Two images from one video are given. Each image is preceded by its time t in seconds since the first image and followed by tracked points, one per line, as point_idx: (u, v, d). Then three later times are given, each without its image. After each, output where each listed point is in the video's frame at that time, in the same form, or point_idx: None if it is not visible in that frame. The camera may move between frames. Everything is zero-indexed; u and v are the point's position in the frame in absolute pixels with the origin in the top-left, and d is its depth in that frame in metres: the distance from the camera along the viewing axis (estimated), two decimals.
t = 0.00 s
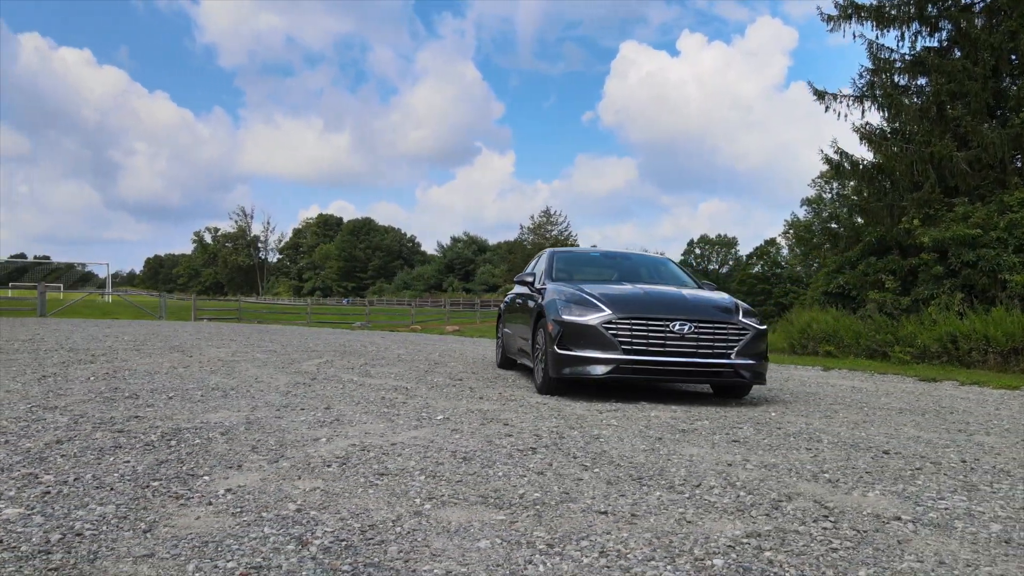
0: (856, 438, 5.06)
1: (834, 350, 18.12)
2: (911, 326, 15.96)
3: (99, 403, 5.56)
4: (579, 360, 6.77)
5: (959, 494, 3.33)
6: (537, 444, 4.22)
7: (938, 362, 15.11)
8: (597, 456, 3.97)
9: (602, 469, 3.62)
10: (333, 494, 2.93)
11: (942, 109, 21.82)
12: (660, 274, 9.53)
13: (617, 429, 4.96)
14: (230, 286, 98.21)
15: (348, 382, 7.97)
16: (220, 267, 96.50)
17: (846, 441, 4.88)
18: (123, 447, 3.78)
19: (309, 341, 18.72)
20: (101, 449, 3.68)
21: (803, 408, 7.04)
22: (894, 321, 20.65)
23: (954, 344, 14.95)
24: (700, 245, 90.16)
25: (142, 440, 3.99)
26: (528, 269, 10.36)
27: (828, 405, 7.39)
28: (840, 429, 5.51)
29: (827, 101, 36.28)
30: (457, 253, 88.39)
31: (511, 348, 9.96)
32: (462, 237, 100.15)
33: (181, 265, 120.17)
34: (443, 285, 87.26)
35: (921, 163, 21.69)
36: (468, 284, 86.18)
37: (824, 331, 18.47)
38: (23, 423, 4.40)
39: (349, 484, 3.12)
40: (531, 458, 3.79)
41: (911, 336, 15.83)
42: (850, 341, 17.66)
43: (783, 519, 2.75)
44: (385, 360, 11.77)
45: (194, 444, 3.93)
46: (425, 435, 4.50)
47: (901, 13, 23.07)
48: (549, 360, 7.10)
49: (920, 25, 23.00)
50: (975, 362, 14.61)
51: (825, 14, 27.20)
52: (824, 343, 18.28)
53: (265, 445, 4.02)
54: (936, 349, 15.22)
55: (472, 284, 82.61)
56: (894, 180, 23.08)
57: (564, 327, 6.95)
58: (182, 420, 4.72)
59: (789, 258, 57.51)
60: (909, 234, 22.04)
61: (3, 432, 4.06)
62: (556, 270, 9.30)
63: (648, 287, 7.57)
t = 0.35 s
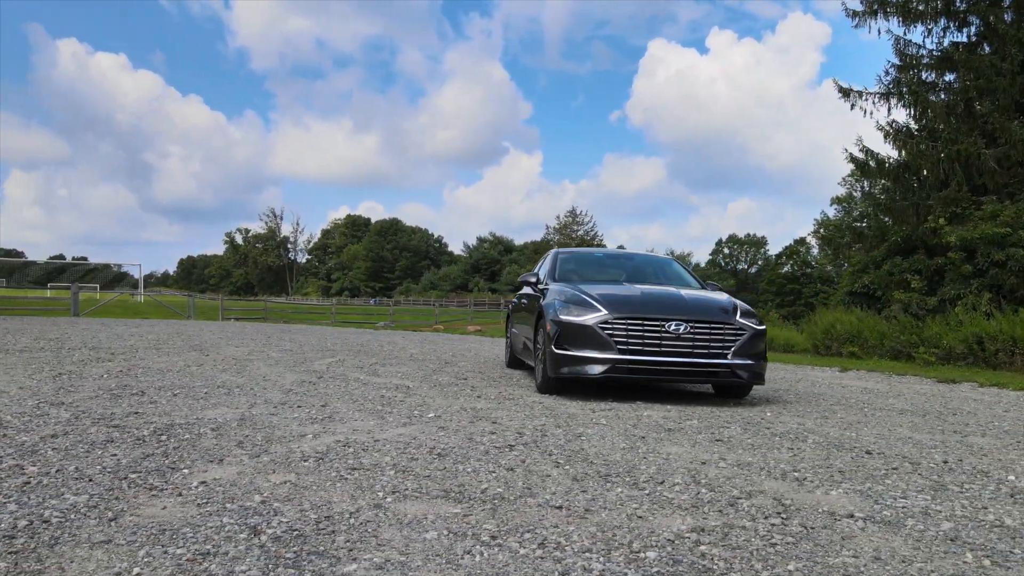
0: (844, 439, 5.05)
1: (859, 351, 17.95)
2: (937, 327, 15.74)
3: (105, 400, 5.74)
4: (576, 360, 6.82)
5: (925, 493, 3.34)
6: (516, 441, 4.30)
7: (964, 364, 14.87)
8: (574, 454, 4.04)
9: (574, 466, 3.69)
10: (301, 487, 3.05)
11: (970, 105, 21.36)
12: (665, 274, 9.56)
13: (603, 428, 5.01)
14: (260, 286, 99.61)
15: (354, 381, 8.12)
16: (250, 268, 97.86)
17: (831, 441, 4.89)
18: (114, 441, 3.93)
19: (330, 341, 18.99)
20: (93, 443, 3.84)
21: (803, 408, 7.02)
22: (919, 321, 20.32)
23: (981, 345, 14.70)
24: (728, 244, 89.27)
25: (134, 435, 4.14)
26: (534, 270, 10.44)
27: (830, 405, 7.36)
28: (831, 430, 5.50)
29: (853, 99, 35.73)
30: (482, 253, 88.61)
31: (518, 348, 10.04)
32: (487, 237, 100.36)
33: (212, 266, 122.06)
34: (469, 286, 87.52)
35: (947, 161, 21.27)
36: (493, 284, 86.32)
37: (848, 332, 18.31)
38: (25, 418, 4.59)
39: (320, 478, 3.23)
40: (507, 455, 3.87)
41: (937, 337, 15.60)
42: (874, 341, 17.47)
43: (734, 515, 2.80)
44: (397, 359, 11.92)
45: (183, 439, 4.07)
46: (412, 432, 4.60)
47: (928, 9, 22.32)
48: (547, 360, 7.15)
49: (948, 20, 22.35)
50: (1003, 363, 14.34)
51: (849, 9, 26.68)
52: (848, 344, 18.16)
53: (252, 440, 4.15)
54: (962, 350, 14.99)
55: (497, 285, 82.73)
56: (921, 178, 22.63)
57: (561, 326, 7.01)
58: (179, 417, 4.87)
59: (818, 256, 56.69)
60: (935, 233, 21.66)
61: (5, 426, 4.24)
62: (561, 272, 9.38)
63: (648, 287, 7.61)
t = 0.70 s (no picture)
0: (832, 438, 5.06)
1: (880, 351, 17.81)
2: (959, 328, 15.54)
3: (110, 397, 5.91)
4: (572, 359, 6.88)
5: (892, 492, 3.35)
6: (497, 439, 4.37)
7: (985, 365, 14.62)
8: (552, 451, 4.08)
9: (548, 462, 3.75)
10: (275, 480, 3.16)
11: (995, 102, 20.89)
12: (668, 274, 9.57)
13: (590, 426, 5.07)
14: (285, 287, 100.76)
15: (357, 379, 8.25)
16: (275, 269, 98.89)
17: (817, 440, 4.90)
18: (106, 435, 4.08)
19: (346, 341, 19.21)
20: (85, 437, 3.99)
21: (801, 407, 7.02)
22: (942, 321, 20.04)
23: (1003, 346, 14.46)
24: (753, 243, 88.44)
25: (125, 430, 4.28)
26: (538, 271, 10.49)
27: (829, 405, 7.33)
28: (821, 429, 5.50)
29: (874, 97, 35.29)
30: (504, 253, 88.70)
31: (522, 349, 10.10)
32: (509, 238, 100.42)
33: (239, 267, 123.54)
34: (491, 286, 87.65)
35: (971, 159, 20.86)
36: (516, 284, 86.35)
37: (869, 333, 18.14)
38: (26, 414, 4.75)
39: (296, 471, 3.34)
40: (484, 452, 3.94)
41: (961, 338, 15.37)
42: (895, 342, 17.31)
43: (691, 511, 2.86)
44: (406, 358, 12.05)
45: (172, 435, 4.20)
46: (397, 429, 4.69)
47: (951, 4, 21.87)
48: (545, 358, 7.21)
49: (972, 15, 21.88)
50: None
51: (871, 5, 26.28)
52: (869, 345, 18.04)
53: (239, 436, 4.27)
54: (983, 351, 14.78)
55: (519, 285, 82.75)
56: (943, 177, 22.22)
57: (559, 326, 7.07)
58: (174, 414, 5.01)
59: (845, 257, 55.91)
60: (958, 232, 21.33)
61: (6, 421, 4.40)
62: (561, 273, 9.45)
63: (647, 287, 7.64)
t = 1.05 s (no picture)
0: (815, 438, 5.07)
1: (901, 352, 17.65)
2: (981, 329, 15.32)
3: (114, 394, 6.10)
4: (567, 358, 6.94)
5: (854, 490, 3.37)
6: (477, 436, 4.45)
7: (1007, 367, 14.38)
8: (528, 449, 4.14)
9: (520, 459, 3.83)
10: (246, 473, 3.27)
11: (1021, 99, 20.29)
12: (671, 275, 9.58)
13: (574, 425, 5.13)
14: (309, 287, 101.80)
15: (360, 378, 8.39)
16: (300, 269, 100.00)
17: (799, 440, 4.91)
18: (98, 430, 4.24)
19: (362, 340, 19.40)
20: (79, 432, 4.15)
21: (797, 407, 7.00)
22: (965, 322, 19.75)
23: None
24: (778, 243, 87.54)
25: (119, 425, 4.43)
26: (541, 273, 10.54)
27: (826, 405, 7.31)
28: (809, 429, 5.51)
29: (898, 94, 34.76)
30: (527, 253, 88.70)
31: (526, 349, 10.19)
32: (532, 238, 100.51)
33: (265, 268, 125.10)
34: (514, 286, 87.73)
35: (995, 157, 20.26)
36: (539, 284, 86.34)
37: (891, 334, 17.97)
38: (29, 409, 4.93)
39: (269, 466, 3.45)
40: (459, 449, 4.02)
41: (982, 339, 15.14)
42: (917, 343, 17.11)
43: (643, 506, 2.92)
44: (415, 357, 12.18)
45: (162, 430, 4.35)
46: (382, 426, 4.79)
47: None
48: (541, 358, 7.28)
49: (998, 11, 21.38)
50: None
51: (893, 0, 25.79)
52: (890, 346, 17.88)
53: (227, 431, 4.40)
54: (1005, 352, 14.53)
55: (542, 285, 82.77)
56: (970, 174, 21.15)
57: (553, 326, 7.13)
58: (171, 410, 5.16)
59: (872, 256, 55.07)
60: (981, 231, 20.97)
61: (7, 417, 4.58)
62: (562, 274, 9.52)
63: (643, 287, 7.67)
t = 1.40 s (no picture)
0: (798, 438, 5.08)
1: (919, 353, 17.49)
2: (1001, 329, 15.10)
3: (116, 391, 6.27)
4: (561, 358, 6.99)
5: (818, 489, 3.40)
6: (457, 434, 4.53)
7: None
8: (505, 447, 4.21)
9: (493, 456, 3.91)
10: (221, 468, 3.38)
11: None
12: (670, 275, 9.61)
13: (559, 424, 5.20)
14: (331, 287, 102.74)
15: (361, 376, 8.52)
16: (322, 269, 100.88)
17: (781, 439, 4.94)
18: (89, 425, 4.38)
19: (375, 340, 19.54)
20: (72, 427, 4.29)
21: (792, 408, 7.00)
22: (985, 322, 19.48)
23: None
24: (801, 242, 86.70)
25: (112, 421, 4.57)
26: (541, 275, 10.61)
27: (822, 405, 7.30)
28: (795, 429, 5.53)
29: (917, 91, 34.28)
30: (546, 253, 88.63)
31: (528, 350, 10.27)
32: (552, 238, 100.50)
33: (287, 268, 126.33)
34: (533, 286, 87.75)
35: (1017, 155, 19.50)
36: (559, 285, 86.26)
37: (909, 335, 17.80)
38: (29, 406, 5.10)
39: (245, 461, 3.56)
40: (436, 446, 4.10)
41: (1001, 340, 14.90)
42: (935, 344, 16.92)
43: (599, 502, 2.98)
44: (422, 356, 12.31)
45: (152, 426, 4.48)
46: (368, 424, 4.89)
47: None
48: (536, 358, 7.34)
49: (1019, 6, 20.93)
50: None
51: None
52: (909, 347, 17.73)
53: (214, 428, 4.52)
54: None
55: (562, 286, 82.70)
56: (993, 172, 20.43)
57: (547, 326, 7.18)
58: (166, 407, 5.30)
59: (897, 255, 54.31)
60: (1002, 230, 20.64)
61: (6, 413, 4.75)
62: (562, 275, 9.59)
63: (638, 287, 7.71)
